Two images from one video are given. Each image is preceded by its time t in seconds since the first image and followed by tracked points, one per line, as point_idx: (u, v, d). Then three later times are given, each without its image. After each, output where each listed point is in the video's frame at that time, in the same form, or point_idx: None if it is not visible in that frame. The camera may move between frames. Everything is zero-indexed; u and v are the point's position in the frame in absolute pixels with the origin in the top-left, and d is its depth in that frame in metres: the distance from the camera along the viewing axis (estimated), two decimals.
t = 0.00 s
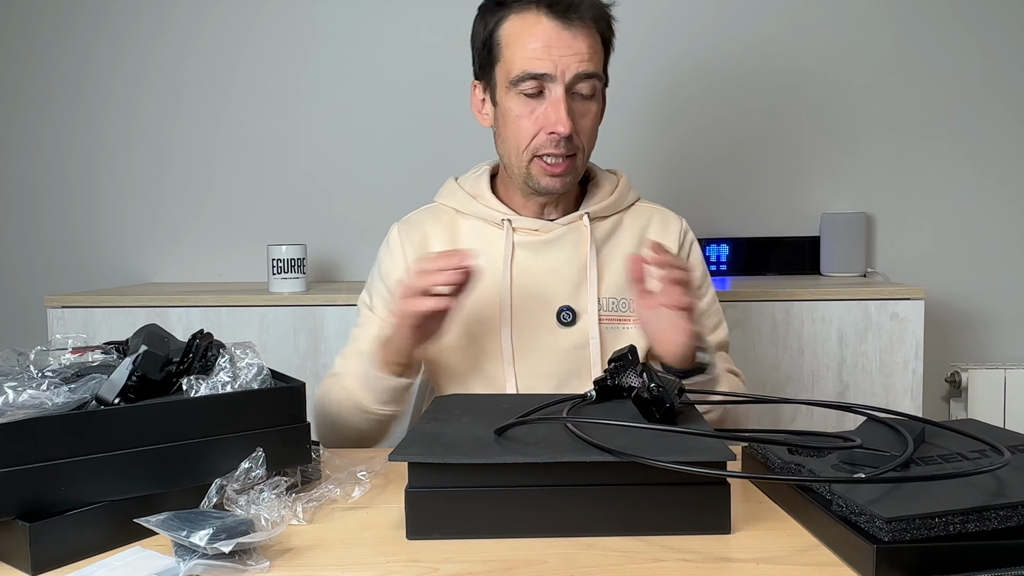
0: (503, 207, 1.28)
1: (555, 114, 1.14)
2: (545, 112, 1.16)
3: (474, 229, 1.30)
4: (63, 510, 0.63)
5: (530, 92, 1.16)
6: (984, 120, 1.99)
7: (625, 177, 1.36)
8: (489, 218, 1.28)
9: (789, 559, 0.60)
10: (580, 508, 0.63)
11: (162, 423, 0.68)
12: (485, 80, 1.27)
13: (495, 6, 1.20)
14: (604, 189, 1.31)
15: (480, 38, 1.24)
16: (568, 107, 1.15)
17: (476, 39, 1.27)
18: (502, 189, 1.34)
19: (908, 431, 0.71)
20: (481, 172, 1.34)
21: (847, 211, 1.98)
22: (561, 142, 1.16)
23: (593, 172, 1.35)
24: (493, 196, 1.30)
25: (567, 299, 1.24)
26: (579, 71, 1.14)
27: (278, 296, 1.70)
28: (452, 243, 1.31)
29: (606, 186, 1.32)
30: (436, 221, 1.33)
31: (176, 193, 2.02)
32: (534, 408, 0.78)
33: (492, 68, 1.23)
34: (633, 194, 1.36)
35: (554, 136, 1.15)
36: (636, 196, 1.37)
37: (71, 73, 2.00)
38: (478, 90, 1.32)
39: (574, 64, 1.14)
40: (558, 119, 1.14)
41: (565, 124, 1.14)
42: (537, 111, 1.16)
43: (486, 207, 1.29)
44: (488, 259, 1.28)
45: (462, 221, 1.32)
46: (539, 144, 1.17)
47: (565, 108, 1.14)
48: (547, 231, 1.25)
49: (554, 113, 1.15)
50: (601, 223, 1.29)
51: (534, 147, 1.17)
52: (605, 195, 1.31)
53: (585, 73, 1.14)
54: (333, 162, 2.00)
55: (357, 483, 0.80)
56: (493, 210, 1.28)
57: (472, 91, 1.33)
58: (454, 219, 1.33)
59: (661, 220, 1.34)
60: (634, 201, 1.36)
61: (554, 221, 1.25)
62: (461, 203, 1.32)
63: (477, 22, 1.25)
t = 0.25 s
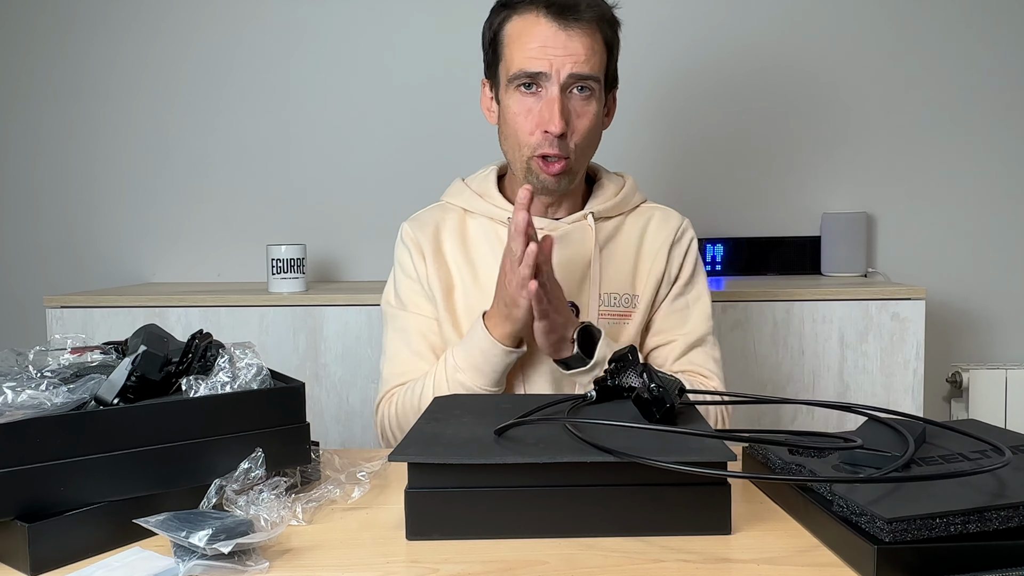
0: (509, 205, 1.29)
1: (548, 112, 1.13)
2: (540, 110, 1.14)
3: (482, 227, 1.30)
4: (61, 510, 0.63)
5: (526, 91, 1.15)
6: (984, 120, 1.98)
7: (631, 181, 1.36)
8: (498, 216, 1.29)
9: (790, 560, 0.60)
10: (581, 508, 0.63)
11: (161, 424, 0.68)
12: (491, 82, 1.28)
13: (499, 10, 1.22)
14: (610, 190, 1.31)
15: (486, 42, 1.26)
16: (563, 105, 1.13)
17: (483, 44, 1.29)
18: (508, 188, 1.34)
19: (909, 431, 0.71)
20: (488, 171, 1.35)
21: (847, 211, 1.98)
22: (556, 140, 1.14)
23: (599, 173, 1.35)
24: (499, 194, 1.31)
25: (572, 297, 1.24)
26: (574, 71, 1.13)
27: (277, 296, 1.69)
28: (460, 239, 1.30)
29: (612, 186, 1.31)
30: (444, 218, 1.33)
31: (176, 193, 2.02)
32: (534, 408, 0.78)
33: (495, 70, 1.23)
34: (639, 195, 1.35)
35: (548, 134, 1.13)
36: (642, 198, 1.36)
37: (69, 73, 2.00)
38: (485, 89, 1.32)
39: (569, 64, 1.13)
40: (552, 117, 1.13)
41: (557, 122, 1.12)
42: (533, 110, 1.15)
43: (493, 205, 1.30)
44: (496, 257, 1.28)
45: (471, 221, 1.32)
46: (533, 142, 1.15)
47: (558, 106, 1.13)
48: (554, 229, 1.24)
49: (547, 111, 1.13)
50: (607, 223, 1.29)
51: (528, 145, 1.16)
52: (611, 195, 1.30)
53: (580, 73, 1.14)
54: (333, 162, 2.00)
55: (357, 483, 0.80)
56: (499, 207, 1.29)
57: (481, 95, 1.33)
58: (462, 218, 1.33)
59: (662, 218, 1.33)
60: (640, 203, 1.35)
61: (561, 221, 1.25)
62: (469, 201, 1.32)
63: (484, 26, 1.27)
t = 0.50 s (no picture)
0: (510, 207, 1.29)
1: (539, 112, 1.14)
2: (532, 110, 1.15)
3: (483, 228, 1.30)
4: (59, 511, 0.63)
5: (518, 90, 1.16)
6: (985, 120, 1.98)
7: (632, 182, 1.36)
8: (498, 217, 1.29)
9: (790, 560, 0.60)
10: (581, 509, 0.63)
11: (160, 424, 0.68)
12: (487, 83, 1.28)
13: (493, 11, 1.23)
14: (610, 191, 1.31)
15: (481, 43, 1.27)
16: (554, 105, 1.14)
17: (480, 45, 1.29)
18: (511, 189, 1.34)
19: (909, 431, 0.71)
20: (491, 174, 1.35)
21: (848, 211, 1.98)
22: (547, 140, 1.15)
23: (600, 174, 1.35)
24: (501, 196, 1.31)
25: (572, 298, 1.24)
26: (563, 70, 1.14)
27: (276, 296, 1.69)
28: (461, 239, 1.30)
29: (612, 188, 1.32)
30: (446, 219, 1.33)
31: (175, 193, 2.02)
32: (534, 409, 0.78)
33: (491, 71, 1.24)
34: (640, 197, 1.35)
35: (539, 133, 1.14)
36: (644, 199, 1.36)
37: (68, 73, 2.00)
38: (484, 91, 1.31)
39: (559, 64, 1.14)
40: (543, 116, 1.13)
41: (549, 121, 1.13)
42: (524, 109, 1.16)
43: (494, 207, 1.30)
44: (497, 258, 1.28)
45: (472, 222, 1.32)
46: (527, 141, 1.16)
47: (549, 106, 1.13)
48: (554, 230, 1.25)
49: (539, 111, 1.14)
50: (606, 225, 1.28)
51: (523, 145, 1.17)
52: (611, 197, 1.30)
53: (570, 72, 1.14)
54: (332, 162, 2.00)
55: (356, 484, 0.80)
56: (500, 209, 1.29)
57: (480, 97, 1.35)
58: (463, 219, 1.33)
59: (662, 220, 1.33)
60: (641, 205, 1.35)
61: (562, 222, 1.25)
62: (470, 203, 1.32)
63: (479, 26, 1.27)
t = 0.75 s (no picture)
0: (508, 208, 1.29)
1: (535, 115, 1.13)
2: (528, 113, 1.14)
3: (481, 229, 1.30)
4: (59, 511, 0.63)
5: (515, 94, 1.15)
6: (985, 120, 1.98)
7: (630, 181, 1.36)
8: (497, 219, 1.28)
9: (791, 561, 0.60)
10: (581, 509, 0.63)
11: (159, 425, 0.67)
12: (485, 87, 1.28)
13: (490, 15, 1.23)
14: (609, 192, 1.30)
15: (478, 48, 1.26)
16: (550, 108, 1.13)
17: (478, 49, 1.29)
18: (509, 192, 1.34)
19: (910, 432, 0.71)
20: (489, 176, 1.35)
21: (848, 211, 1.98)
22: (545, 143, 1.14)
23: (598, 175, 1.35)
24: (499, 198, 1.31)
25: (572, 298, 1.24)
26: (559, 73, 1.13)
27: (275, 296, 1.69)
28: (460, 240, 1.30)
29: (611, 188, 1.32)
30: (444, 221, 1.32)
31: (174, 193, 2.02)
32: (534, 409, 0.78)
33: (488, 74, 1.24)
34: (639, 198, 1.35)
35: (535, 136, 1.13)
36: (642, 198, 1.36)
37: (66, 72, 2.00)
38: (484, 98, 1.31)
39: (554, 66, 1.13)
40: (539, 119, 1.13)
41: (544, 124, 1.12)
42: (521, 113, 1.15)
43: (492, 208, 1.30)
44: (495, 259, 1.27)
45: (470, 223, 1.32)
46: (523, 145, 1.16)
47: (545, 108, 1.13)
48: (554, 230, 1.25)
49: (534, 114, 1.13)
50: (605, 224, 1.28)
51: (519, 148, 1.16)
52: (610, 197, 1.30)
53: (566, 74, 1.13)
54: (332, 162, 2.00)
55: (356, 484, 0.80)
56: (499, 211, 1.28)
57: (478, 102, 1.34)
58: (461, 220, 1.32)
59: (661, 219, 1.33)
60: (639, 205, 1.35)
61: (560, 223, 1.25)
62: (468, 205, 1.32)
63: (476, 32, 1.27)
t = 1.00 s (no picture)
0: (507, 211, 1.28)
1: (546, 125, 1.13)
2: (538, 122, 1.14)
3: (477, 232, 1.29)
4: (58, 512, 0.63)
5: (523, 101, 1.15)
6: (986, 119, 1.98)
7: (628, 181, 1.36)
8: (494, 221, 1.28)
9: (792, 561, 0.60)
10: (580, 510, 0.62)
11: (159, 425, 0.67)
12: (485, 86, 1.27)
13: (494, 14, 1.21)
14: (607, 193, 1.31)
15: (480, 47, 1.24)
16: (560, 117, 1.13)
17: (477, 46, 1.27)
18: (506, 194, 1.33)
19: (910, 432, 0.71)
20: (485, 178, 1.34)
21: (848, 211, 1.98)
22: (554, 152, 1.15)
23: (597, 174, 1.35)
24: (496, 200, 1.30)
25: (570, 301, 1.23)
26: (571, 82, 1.13)
27: (275, 296, 1.69)
28: (455, 245, 1.29)
29: (610, 188, 1.32)
30: (438, 224, 1.32)
31: (173, 193, 2.02)
32: (534, 409, 0.78)
33: (490, 76, 1.22)
34: (637, 198, 1.35)
35: (546, 146, 1.14)
36: (641, 198, 1.35)
37: (65, 72, 2.00)
38: (482, 97, 1.31)
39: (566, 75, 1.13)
40: (550, 129, 1.13)
41: (555, 135, 1.13)
42: (530, 121, 1.15)
43: (489, 211, 1.29)
44: (492, 262, 1.27)
45: (467, 225, 1.31)
46: (532, 153, 1.16)
47: (557, 119, 1.13)
48: (553, 233, 1.26)
49: (545, 124, 1.13)
50: (603, 226, 1.28)
51: (527, 156, 1.16)
52: (608, 198, 1.30)
53: (578, 83, 1.13)
54: (332, 162, 2.00)
55: (355, 484, 0.80)
56: (497, 214, 1.28)
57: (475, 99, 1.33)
58: (457, 222, 1.32)
59: (663, 222, 1.32)
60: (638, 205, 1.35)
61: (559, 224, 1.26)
62: (465, 206, 1.31)
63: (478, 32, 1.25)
